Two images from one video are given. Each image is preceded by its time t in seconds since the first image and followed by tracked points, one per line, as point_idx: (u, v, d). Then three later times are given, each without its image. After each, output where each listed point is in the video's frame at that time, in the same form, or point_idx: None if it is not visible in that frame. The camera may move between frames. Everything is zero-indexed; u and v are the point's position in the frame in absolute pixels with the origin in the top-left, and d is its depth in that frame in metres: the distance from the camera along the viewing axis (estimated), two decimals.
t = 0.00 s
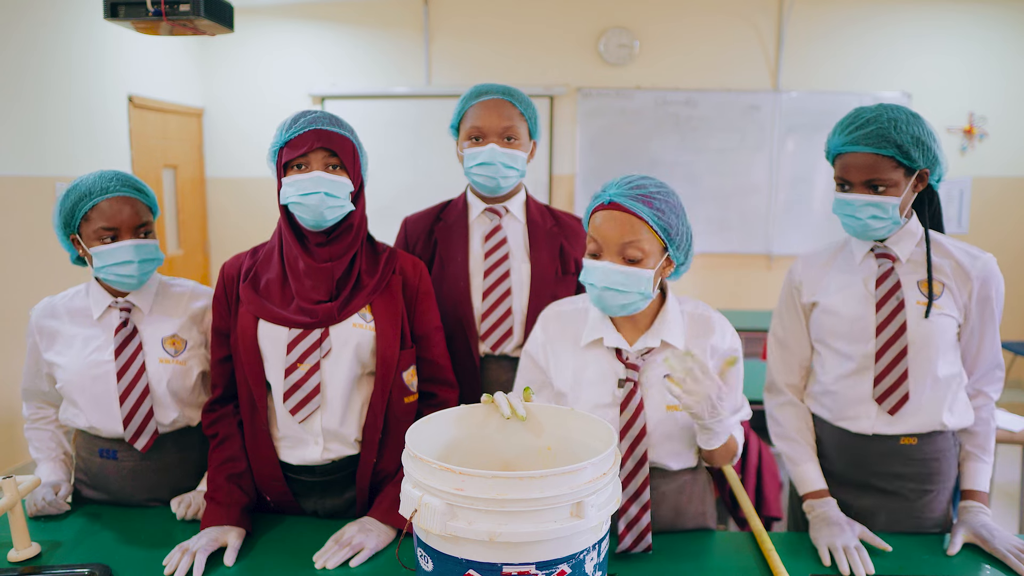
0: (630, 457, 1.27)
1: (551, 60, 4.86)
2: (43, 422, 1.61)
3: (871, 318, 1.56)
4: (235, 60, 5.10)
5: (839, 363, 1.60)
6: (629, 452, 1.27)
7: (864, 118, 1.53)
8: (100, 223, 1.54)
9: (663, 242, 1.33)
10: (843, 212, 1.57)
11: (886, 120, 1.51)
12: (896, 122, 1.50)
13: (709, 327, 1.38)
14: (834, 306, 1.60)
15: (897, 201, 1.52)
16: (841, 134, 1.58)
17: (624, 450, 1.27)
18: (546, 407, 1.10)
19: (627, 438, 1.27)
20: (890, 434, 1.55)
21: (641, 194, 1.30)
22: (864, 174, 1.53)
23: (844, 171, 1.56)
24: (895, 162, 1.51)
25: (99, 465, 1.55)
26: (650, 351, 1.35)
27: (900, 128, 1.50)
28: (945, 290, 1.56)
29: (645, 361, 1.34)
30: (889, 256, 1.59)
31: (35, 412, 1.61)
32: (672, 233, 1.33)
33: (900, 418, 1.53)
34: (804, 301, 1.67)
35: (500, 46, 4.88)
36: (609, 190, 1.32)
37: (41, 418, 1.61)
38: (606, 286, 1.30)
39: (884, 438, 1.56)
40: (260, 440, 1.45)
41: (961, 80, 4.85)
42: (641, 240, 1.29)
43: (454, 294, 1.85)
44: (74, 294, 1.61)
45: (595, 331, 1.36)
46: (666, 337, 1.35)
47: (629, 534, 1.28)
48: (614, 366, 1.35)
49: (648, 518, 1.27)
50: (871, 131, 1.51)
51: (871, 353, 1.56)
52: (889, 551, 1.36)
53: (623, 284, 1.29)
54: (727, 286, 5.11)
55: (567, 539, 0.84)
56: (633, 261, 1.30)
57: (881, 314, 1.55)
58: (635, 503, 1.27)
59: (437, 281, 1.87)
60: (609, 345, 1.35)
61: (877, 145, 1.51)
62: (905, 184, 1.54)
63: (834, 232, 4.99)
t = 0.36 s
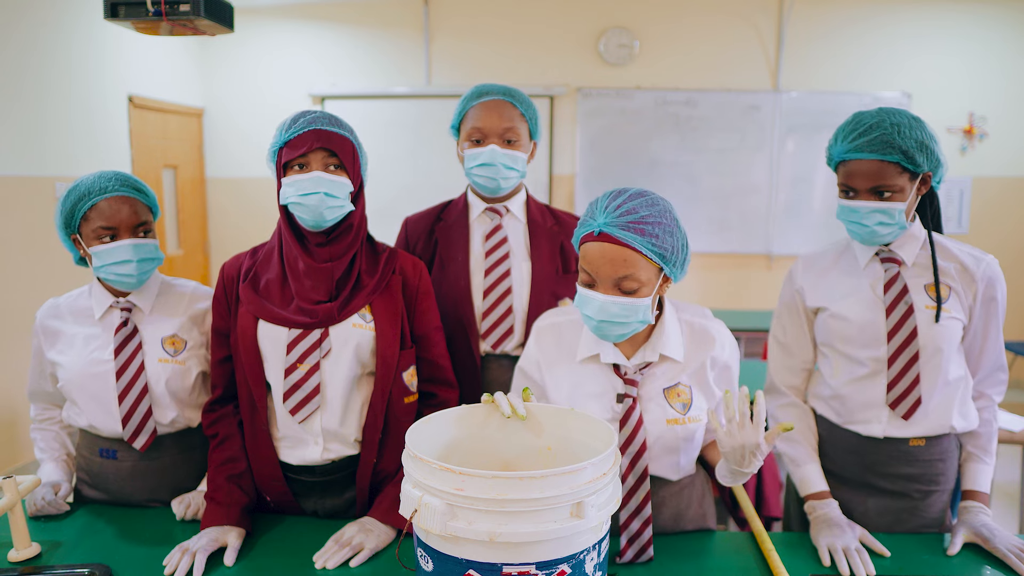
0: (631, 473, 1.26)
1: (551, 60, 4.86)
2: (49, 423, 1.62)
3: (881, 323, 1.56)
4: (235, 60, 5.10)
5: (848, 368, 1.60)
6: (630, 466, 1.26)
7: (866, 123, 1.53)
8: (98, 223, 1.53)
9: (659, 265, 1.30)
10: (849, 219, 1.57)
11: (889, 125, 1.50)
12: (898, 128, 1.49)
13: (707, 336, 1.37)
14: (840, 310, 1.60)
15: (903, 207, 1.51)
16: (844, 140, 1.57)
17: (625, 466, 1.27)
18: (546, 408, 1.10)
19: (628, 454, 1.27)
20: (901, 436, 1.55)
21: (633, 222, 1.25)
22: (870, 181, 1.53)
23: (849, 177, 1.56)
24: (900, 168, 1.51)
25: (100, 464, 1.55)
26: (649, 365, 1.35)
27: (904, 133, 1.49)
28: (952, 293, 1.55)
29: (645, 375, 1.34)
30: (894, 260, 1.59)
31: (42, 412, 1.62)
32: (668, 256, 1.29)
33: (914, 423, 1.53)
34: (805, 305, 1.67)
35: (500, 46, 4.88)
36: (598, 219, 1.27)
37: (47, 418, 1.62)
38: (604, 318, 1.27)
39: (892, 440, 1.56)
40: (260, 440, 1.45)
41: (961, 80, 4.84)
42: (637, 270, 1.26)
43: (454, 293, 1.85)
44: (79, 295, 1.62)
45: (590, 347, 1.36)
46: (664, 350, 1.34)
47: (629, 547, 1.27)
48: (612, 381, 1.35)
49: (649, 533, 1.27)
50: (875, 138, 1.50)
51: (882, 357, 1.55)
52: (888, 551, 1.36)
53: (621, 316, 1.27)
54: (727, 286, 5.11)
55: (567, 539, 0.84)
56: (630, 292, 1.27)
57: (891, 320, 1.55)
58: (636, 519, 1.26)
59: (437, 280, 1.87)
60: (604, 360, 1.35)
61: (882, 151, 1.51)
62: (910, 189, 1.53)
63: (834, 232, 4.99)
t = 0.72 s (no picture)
0: (631, 471, 1.27)
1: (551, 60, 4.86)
2: (53, 424, 1.62)
3: (880, 323, 1.56)
4: (235, 60, 5.10)
5: (848, 368, 1.60)
6: (630, 466, 1.27)
7: (866, 124, 1.52)
8: (100, 222, 1.54)
9: (662, 253, 1.31)
10: (850, 219, 1.57)
11: (889, 126, 1.50)
12: (898, 129, 1.49)
13: (704, 336, 1.37)
14: (840, 310, 1.60)
15: (903, 208, 1.51)
16: (844, 141, 1.57)
17: (625, 464, 1.27)
18: (544, 407, 1.10)
19: (629, 453, 1.27)
20: (901, 435, 1.55)
21: (638, 208, 1.26)
22: (870, 181, 1.53)
23: (849, 178, 1.56)
24: (899, 169, 1.51)
25: (100, 464, 1.55)
26: (648, 363, 1.35)
27: (904, 134, 1.49)
28: (950, 293, 1.55)
29: (643, 373, 1.34)
30: (893, 260, 1.59)
31: (46, 413, 1.62)
32: (670, 243, 1.31)
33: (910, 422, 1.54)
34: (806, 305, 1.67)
35: (500, 46, 4.88)
36: (602, 205, 1.27)
37: (51, 419, 1.62)
38: (611, 305, 1.27)
39: (890, 438, 1.56)
40: (260, 440, 1.45)
41: (961, 80, 4.85)
42: (643, 255, 1.27)
43: (454, 294, 1.85)
44: (83, 295, 1.62)
45: (590, 344, 1.36)
46: (664, 348, 1.34)
47: (629, 545, 1.27)
48: (610, 378, 1.35)
49: (649, 530, 1.27)
50: (876, 139, 1.50)
51: (881, 357, 1.56)
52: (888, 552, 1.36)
53: (627, 303, 1.27)
54: (727, 286, 5.11)
55: (567, 539, 0.84)
56: (635, 277, 1.28)
57: (890, 321, 1.55)
58: (636, 516, 1.27)
59: (437, 280, 1.87)
60: (604, 359, 1.35)
61: (882, 152, 1.51)
62: (910, 190, 1.53)
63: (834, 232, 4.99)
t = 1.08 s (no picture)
0: (632, 450, 1.27)
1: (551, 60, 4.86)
2: (54, 424, 1.62)
3: (876, 320, 1.56)
4: (235, 60, 5.10)
5: (846, 364, 1.59)
6: (630, 444, 1.27)
7: (864, 124, 1.52)
8: (103, 221, 1.54)
9: (673, 229, 1.37)
10: (847, 217, 1.56)
11: (886, 126, 1.50)
12: (897, 129, 1.49)
13: (703, 325, 1.37)
14: (838, 308, 1.60)
15: (901, 206, 1.51)
16: (844, 140, 1.57)
17: (626, 444, 1.28)
18: (546, 407, 1.10)
19: (631, 430, 1.27)
20: (897, 431, 1.55)
21: (655, 181, 1.33)
22: (868, 180, 1.53)
23: (848, 177, 1.56)
24: (898, 169, 1.51)
25: (101, 461, 1.56)
26: (651, 345, 1.35)
27: (902, 134, 1.49)
28: (946, 290, 1.55)
29: (646, 354, 1.34)
30: (890, 258, 1.59)
31: (48, 413, 1.62)
32: (681, 218, 1.37)
33: (906, 419, 1.54)
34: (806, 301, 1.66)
35: (500, 46, 4.88)
36: (622, 176, 1.34)
37: (53, 419, 1.62)
38: (627, 266, 1.30)
39: (887, 434, 1.56)
40: (260, 440, 1.45)
41: (961, 80, 4.85)
42: (659, 222, 1.32)
43: (453, 294, 1.84)
44: (90, 293, 1.62)
45: (595, 324, 1.36)
46: (667, 329, 1.35)
47: (628, 526, 1.29)
48: (614, 359, 1.35)
49: (648, 511, 1.27)
50: (874, 138, 1.50)
51: (877, 352, 1.56)
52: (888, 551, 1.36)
53: (643, 265, 1.30)
54: (727, 285, 5.11)
55: (567, 539, 0.84)
56: (650, 242, 1.33)
57: (887, 317, 1.55)
58: (635, 497, 1.27)
59: (437, 280, 1.87)
60: (609, 338, 1.35)
61: (881, 151, 1.50)
62: (908, 189, 1.53)
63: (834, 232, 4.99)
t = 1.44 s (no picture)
0: (635, 428, 1.28)
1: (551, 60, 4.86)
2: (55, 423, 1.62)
3: (873, 317, 1.56)
4: (235, 60, 5.09)
5: (846, 360, 1.59)
6: (635, 421, 1.28)
7: (864, 124, 1.52)
8: (104, 221, 1.54)
9: (681, 221, 1.37)
10: (846, 215, 1.56)
11: (886, 126, 1.50)
12: (896, 129, 1.49)
13: (709, 319, 1.39)
14: (835, 305, 1.60)
15: (899, 205, 1.51)
16: (844, 139, 1.57)
17: (630, 420, 1.29)
18: (545, 407, 1.10)
19: (637, 407, 1.28)
20: (895, 427, 1.55)
21: (664, 174, 1.34)
22: (867, 179, 1.53)
23: (847, 175, 1.56)
24: (897, 167, 1.51)
25: (102, 460, 1.56)
26: (657, 329, 1.37)
27: (902, 134, 1.49)
28: (942, 288, 1.56)
29: (653, 338, 1.36)
30: (887, 256, 1.59)
31: (49, 412, 1.62)
32: (687, 210, 1.38)
33: (902, 415, 1.54)
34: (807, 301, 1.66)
35: (500, 46, 4.88)
36: (632, 170, 1.35)
37: (54, 418, 1.62)
38: (637, 254, 1.31)
39: (886, 431, 1.56)
40: (260, 440, 1.45)
41: (961, 80, 4.85)
42: (668, 214, 1.33)
43: (453, 295, 1.84)
44: (94, 293, 1.63)
45: (604, 308, 1.37)
46: (675, 316, 1.37)
47: (629, 504, 1.30)
48: (621, 341, 1.36)
49: (648, 489, 1.28)
50: (874, 137, 1.50)
51: (874, 349, 1.56)
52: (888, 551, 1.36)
53: (652, 253, 1.31)
54: (727, 285, 5.11)
55: (566, 539, 0.84)
56: (659, 233, 1.33)
57: (883, 314, 1.55)
58: (638, 473, 1.28)
59: (437, 281, 1.87)
60: (618, 321, 1.36)
61: (880, 150, 1.50)
62: (906, 187, 1.53)
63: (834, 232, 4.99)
